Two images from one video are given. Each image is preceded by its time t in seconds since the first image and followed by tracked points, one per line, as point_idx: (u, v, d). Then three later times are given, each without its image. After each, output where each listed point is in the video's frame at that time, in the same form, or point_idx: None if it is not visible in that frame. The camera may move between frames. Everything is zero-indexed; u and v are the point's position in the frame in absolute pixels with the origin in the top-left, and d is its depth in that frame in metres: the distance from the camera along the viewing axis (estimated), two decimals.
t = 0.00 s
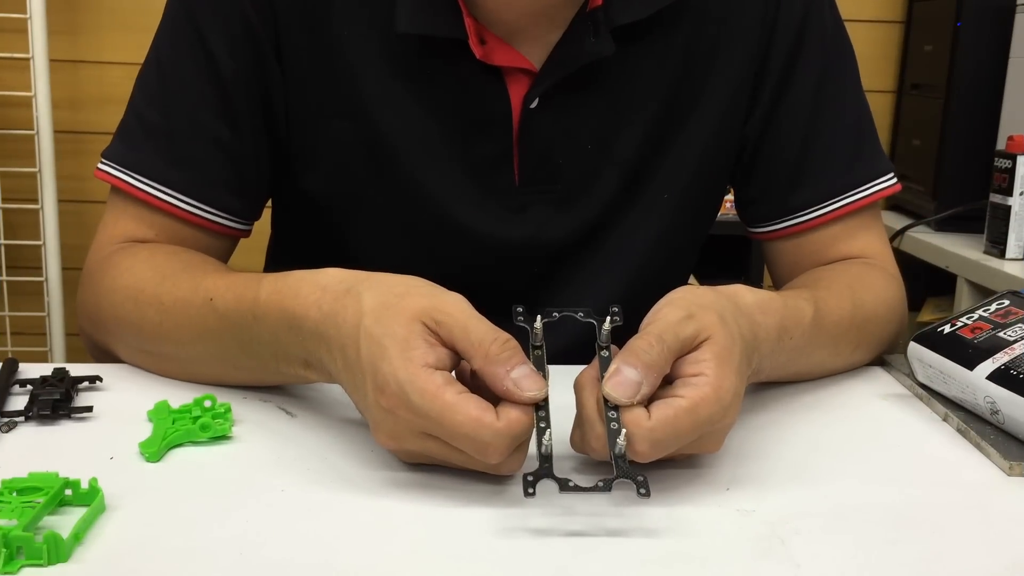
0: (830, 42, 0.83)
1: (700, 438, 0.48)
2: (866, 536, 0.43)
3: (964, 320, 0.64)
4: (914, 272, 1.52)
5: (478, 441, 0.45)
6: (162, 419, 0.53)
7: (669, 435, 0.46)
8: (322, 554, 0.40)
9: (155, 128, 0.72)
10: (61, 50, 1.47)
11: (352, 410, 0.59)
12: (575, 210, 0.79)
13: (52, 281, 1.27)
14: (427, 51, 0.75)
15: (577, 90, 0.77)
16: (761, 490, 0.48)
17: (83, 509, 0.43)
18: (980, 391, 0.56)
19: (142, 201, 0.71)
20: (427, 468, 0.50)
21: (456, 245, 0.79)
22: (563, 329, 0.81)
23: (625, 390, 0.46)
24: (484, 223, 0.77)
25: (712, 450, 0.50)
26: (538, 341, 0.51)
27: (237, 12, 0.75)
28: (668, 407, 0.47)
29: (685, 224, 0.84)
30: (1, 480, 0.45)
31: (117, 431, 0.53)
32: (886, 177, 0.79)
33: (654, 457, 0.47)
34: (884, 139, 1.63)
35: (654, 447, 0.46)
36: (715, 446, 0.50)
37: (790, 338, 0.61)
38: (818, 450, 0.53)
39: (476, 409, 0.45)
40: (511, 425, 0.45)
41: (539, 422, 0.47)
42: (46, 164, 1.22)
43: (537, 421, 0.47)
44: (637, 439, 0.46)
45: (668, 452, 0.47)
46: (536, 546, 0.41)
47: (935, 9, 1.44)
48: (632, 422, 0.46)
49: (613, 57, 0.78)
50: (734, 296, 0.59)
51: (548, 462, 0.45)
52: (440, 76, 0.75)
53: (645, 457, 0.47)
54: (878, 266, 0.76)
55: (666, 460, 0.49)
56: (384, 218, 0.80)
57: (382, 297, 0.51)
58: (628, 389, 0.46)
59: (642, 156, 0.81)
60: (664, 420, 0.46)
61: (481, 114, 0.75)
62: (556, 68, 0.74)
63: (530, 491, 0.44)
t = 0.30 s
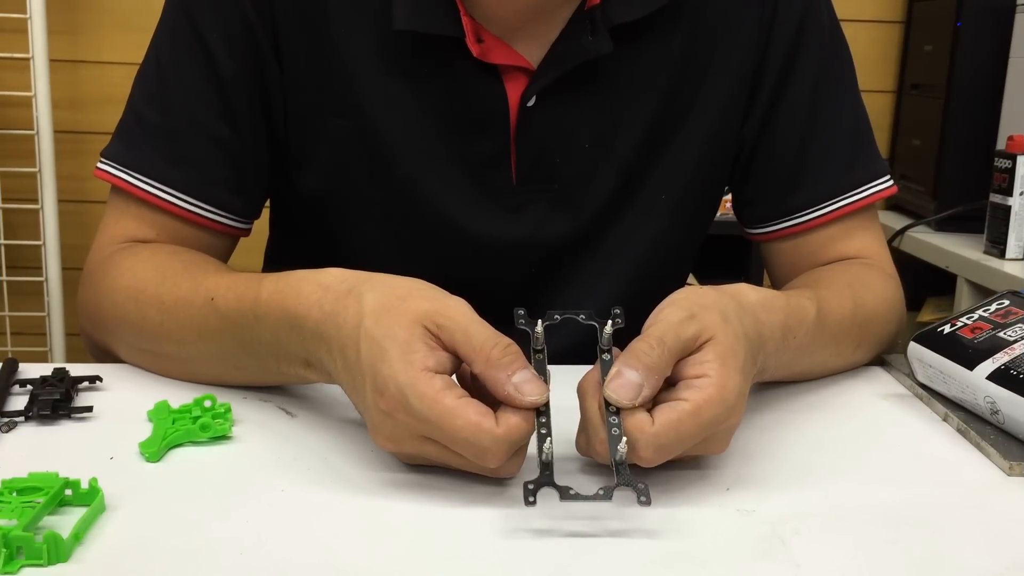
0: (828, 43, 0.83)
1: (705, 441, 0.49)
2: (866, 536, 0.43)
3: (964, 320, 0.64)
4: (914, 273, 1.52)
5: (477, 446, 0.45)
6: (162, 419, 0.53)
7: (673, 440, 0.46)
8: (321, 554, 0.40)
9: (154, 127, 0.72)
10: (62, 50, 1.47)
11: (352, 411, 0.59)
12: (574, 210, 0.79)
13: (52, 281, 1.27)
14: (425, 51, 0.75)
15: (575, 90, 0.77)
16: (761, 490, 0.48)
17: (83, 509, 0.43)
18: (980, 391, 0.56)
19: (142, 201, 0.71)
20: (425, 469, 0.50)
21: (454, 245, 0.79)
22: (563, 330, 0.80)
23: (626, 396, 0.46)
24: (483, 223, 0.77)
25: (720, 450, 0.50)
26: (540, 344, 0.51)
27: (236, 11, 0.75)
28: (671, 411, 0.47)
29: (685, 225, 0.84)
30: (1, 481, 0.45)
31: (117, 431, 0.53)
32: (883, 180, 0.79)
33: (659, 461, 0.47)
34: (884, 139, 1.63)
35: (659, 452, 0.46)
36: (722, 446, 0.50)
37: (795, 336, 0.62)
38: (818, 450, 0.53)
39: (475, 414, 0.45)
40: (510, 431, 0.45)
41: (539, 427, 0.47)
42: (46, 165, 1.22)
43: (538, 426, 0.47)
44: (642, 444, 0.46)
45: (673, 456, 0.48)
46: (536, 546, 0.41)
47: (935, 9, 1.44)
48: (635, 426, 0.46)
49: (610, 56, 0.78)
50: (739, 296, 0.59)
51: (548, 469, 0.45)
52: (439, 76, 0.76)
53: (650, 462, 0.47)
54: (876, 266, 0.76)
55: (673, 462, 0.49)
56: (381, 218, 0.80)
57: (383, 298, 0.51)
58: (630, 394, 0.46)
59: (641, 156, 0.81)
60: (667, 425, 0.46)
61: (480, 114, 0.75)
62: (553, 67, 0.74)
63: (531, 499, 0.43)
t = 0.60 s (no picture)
0: (825, 45, 0.83)
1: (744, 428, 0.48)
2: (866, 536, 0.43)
3: (964, 321, 0.64)
4: (915, 273, 1.52)
5: (475, 451, 0.45)
6: (162, 419, 0.53)
7: (705, 432, 0.46)
8: (320, 554, 0.40)
9: (155, 127, 0.72)
10: (62, 50, 1.47)
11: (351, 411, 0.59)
12: (573, 210, 0.79)
13: (52, 281, 1.27)
14: (422, 52, 0.75)
15: (574, 89, 0.77)
16: (761, 491, 0.48)
17: (83, 509, 0.43)
18: (980, 391, 0.56)
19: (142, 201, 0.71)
20: (425, 470, 0.50)
21: (454, 245, 0.79)
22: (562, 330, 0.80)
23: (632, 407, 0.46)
24: (482, 223, 0.77)
25: (767, 430, 0.50)
26: (550, 368, 0.52)
27: (236, 11, 0.75)
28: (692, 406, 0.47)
29: (684, 225, 0.84)
30: (1, 480, 0.45)
31: (117, 431, 0.53)
32: (875, 184, 0.79)
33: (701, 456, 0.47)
34: (884, 139, 1.63)
35: (696, 449, 0.46)
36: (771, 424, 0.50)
37: (815, 317, 0.62)
38: (818, 450, 0.53)
39: (476, 420, 0.45)
40: (511, 441, 0.45)
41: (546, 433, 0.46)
42: (46, 164, 1.22)
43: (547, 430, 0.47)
44: (675, 446, 0.46)
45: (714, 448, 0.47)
46: (537, 546, 0.41)
47: (935, 9, 1.44)
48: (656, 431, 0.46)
49: (610, 56, 0.78)
50: (760, 283, 0.59)
51: (557, 473, 0.44)
52: (438, 76, 0.76)
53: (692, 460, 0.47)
54: (863, 267, 0.76)
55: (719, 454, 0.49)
56: (380, 217, 0.80)
57: (388, 301, 0.51)
58: (639, 403, 0.46)
59: (640, 156, 0.81)
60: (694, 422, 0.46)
61: (479, 114, 0.75)
62: (551, 67, 0.74)
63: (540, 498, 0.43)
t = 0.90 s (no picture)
0: (823, 45, 0.83)
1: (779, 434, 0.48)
2: (866, 535, 0.43)
3: (964, 321, 0.64)
4: (915, 273, 1.52)
5: (485, 433, 0.45)
6: (162, 419, 0.53)
7: (739, 433, 0.46)
8: (320, 553, 0.40)
9: (154, 127, 0.72)
10: (62, 50, 1.47)
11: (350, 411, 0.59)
12: (572, 210, 0.79)
13: (52, 281, 1.27)
14: (420, 52, 0.76)
15: (573, 88, 0.77)
16: (762, 491, 0.48)
17: (83, 509, 0.43)
18: (980, 391, 0.56)
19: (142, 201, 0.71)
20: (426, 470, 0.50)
21: (454, 244, 0.79)
22: (562, 330, 0.80)
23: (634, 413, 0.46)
24: (480, 223, 0.77)
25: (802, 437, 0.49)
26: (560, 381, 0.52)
27: (236, 11, 0.75)
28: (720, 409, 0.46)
29: (683, 225, 0.84)
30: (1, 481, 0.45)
31: (117, 431, 0.53)
32: (870, 183, 0.79)
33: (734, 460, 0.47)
34: (884, 139, 1.63)
35: (729, 450, 0.46)
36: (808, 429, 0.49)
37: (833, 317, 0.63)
38: (819, 450, 0.53)
39: (484, 405, 0.46)
40: (519, 427, 0.45)
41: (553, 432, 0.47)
42: (46, 164, 1.22)
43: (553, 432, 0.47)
44: (708, 448, 0.45)
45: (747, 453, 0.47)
46: (537, 546, 0.41)
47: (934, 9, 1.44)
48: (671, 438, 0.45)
49: (609, 56, 0.78)
50: (776, 284, 0.59)
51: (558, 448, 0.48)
52: (437, 75, 0.76)
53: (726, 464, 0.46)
54: (859, 266, 0.76)
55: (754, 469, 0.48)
56: (380, 216, 0.80)
57: (393, 299, 0.51)
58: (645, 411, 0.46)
59: (638, 156, 0.81)
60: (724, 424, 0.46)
61: (478, 114, 0.75)
62: (549, 67, 0.74)
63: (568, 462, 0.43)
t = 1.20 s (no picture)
0: (823, 45, 0.83)
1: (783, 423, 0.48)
2: (865, 535, 0.43)
3: (964, 321, 0.64)
4: (914, 273, 1.52)
5: (477, 434, 0.45)
6: (162, 419, 0.53)
7: (740, 418, 0.46)
8: (320, 553, 0.40)
9: (154, 127, 0.72)
10: (62, 50, 1.47)
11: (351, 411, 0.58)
12: (572, 210, 0.79)
13: (52, 281, 1.27)
14: (420, 52, 0.76)
15: (573, 88, 0.77)
16: (762, 491, 0.48)
17: (83, 509, 0.43)
18: (980, 391, 0.56)
19: (141, 200, 0.71)
20: (425, 470, 0.50)
21: (453, 244, 0.79)
22: (561, 330, 0.81)
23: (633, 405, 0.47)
24: (480, 222, 0.77)
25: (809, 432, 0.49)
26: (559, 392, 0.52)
27: (235, 11, 0.75)
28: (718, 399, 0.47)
29: (683, 225, 0.84)
30: (1, 481, 0.45)
31: (117, 431, 0.53)
32: (870, 183, 0.79)
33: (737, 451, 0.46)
34: (884, 139, 1.63)
35: (730, 435, 0.46)
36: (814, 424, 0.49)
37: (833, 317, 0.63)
38: (820, 451, 0.53)
39: (480, 406, 0.45)
40: (513, 432, 0.44)
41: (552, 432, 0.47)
42: (46, 164, 1.22)
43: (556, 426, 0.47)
44: (709, 432, 0.45)
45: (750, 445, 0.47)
46: (537, 545, 0.41)
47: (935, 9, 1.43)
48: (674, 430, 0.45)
49: (608, 56, 0.78)
50: (779, 284, 0.60)
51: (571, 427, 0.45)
52: (437, 75, 0.76)
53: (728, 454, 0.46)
54: (860, 266, 0.76)
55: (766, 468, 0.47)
56: (380, 217, 0.80)
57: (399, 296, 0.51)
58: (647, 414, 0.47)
59: (638, 156, 0.81)
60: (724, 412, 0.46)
61: (478, 114, 0.75)
62: (550, 67, 0.74)
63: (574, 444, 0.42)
